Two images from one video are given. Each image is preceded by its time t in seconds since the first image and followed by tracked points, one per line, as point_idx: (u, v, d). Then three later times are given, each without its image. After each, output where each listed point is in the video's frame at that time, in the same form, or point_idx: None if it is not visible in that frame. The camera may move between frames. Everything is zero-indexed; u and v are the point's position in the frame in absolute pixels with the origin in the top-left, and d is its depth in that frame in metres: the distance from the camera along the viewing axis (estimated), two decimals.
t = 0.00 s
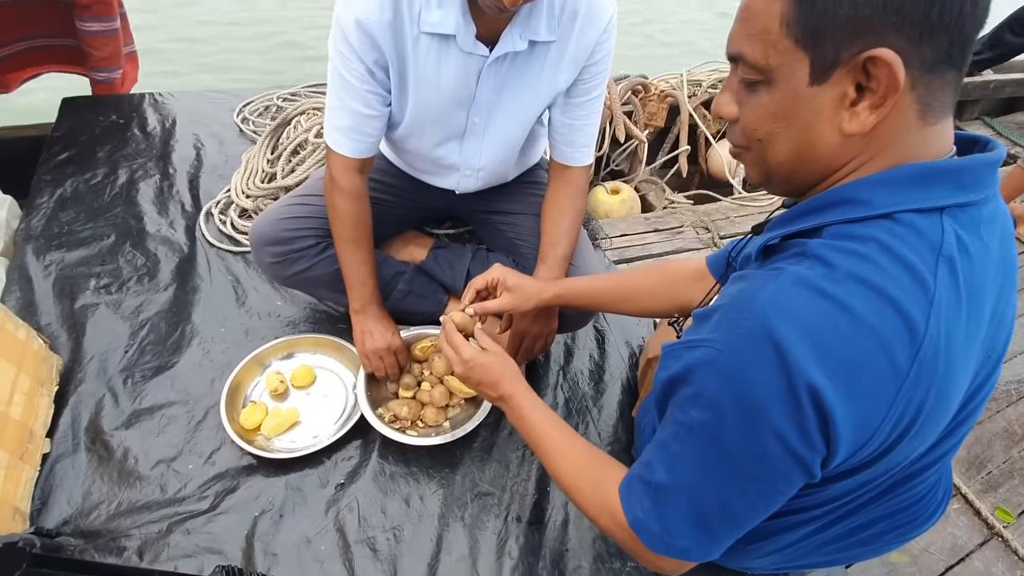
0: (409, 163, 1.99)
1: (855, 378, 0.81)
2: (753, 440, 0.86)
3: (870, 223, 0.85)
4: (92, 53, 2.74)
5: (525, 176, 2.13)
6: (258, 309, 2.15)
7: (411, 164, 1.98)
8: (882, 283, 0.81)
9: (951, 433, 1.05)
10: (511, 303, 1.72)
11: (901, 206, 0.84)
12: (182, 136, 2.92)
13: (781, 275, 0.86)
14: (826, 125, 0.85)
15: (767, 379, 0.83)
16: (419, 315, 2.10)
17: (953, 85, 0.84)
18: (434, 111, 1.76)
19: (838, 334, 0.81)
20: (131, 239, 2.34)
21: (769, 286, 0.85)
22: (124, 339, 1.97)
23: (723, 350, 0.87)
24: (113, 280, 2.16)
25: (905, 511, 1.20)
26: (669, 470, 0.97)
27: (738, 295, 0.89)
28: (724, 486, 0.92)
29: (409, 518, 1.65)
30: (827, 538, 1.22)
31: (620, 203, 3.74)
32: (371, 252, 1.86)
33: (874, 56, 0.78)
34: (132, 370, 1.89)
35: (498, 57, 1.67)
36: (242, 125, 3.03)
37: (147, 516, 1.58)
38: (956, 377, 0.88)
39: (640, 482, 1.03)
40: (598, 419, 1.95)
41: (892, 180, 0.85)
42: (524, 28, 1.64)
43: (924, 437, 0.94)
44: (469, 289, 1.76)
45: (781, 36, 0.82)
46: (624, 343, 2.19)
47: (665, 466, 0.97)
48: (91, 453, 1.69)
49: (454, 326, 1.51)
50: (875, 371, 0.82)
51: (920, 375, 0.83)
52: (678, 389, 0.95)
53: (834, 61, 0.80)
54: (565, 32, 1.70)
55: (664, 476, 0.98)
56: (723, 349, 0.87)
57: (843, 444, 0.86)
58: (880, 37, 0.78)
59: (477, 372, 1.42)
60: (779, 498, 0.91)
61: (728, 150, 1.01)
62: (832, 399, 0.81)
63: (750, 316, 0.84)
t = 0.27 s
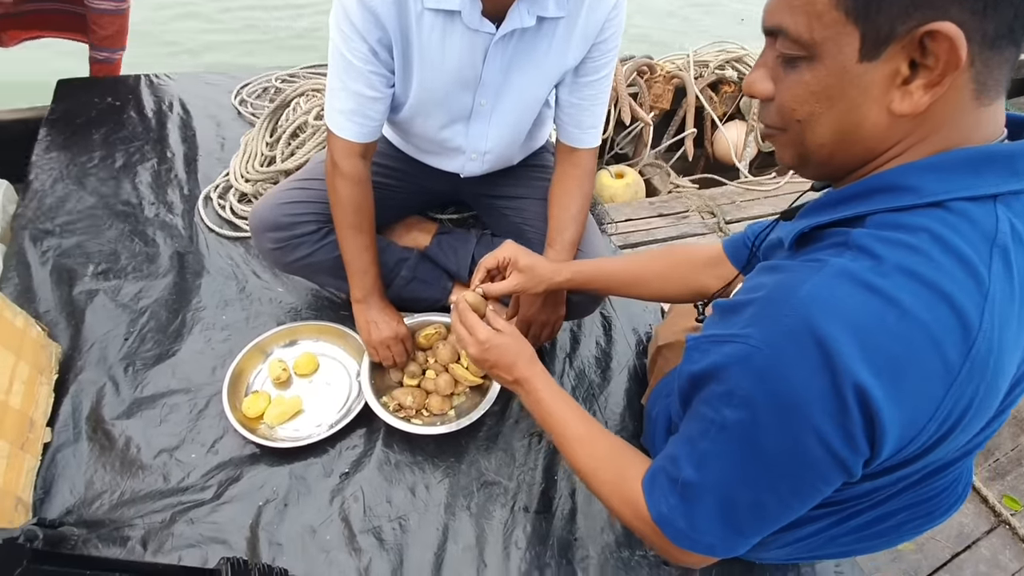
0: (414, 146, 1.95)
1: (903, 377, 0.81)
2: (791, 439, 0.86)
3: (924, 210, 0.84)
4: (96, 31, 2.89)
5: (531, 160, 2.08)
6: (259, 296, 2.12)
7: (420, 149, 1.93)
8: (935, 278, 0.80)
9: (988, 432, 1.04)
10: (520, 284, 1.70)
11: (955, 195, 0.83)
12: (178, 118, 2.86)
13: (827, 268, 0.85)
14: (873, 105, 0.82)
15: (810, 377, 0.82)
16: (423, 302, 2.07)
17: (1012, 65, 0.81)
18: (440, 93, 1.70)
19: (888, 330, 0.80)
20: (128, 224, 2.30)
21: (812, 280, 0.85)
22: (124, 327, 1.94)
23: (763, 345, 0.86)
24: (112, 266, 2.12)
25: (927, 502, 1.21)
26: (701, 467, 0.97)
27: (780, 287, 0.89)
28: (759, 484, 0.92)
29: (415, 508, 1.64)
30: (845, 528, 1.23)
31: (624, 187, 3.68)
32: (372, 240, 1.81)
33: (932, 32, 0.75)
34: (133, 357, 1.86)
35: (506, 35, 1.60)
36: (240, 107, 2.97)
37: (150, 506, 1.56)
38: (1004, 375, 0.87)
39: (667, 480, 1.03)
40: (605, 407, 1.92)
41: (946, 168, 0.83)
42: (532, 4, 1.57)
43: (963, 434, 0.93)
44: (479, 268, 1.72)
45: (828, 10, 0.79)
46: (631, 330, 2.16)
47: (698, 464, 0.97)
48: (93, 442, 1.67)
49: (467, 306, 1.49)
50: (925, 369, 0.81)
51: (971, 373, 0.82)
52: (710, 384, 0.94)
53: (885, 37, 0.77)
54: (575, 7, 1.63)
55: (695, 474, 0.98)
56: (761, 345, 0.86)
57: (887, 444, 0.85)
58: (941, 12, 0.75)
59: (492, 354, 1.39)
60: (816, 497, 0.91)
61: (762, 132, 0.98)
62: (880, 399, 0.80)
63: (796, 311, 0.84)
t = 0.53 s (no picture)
0: (416, 127, 1.88)
1: (936, 358, 0.76)
2: (816, 420, 0.82)
3: (961, 184, 0.79)
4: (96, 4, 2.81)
5: (537, 142, 2.02)
6: (259, 284, 2.07)
7: (422, 129, 1.87)
8: (972, 253, 0.75)
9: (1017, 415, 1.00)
10: (539, 264, 1.63)
11: (995, 168, 0.77)
12: (171, 100, 2.77)
13: (858, 243, 0.80)
14: (913, 77, 0.76)
15: (837, 357, 0.78)
16: (428, 290, 2.02)
17: None
18: (445, 73, 1.63)
19: (922, 310, 0.75)
20: (123, 211, 2.23)
21: (841, 258, 0.80)
22: (123, 318, 1.90)
23: (789, 324, 0.82)
24: (108, 255, 2.07)
25: (947, 486, 1.18)
26: (721, 447, 0.94)
27: (807, 264, 0.84)
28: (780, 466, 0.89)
29: (424, 499, 1.62)
30: (863, 512, 1.21)
31: (629, 167, 3.60)
32: (371, 225, 1.76)
33: None
34: (133, 349, 1.83)
35: (513, 11, 1.52)
36: (234, 88, 2.88)
37: (156, 501, 1.54)
38: None
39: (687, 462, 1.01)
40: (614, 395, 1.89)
41: (987, 141, 0.78)
42: None
43: (994, 415, 0.89)
44: (497, 247, 1.63)
45: None
46: (639, 316, 2.12)
47: (719, 443, 0.94)
48: (95, 436, 1.64)
49: (482, 284, 1.44)
50: (959, 349, 0.76)
51: (1007, 354, 0.78)
52: (732, 363, 0.91)
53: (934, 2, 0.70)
54: None
55: (715, 454, 0.95)
56: (786, 325, 0.82)
57: (916, 426, 0.81)
58: None
59: (507, 333, 1.34)
60: (839, 479, 0.88)
61: (789, 104, 0.91)
62: (911, 380, 0.76)
63: (823, 289, 0.79)
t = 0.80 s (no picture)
0: (416, 128, 1.83)
1: (986, 358, 0.72)
2: (860, 426, 0.77)
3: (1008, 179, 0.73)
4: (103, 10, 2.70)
5: (541, 140, 1.97)
6: (260, 291, 2.02)
7: (422, 129, 1.81)
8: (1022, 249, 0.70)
9: None
10: (552, 262, 1.59)
11: None
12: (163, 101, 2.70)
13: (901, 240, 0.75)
14: (963, 63, 0.70)
15: (883, 362, 0.73)
16: (432, 293, 1.97)
17: None
18: (447, 71, 1.58)
19: (970, 310, 0.71)
20: (118, 218, 2.18)
21: (883, 256, 0.74)
22: (122, 330, 1.85)
23: (828, 327, 0.77)
24: (103, 265, 2.02)
25: (976, 488, 1.14)
26: (755, 455, 0.89)
27: (844, 263, 0.79)
28: (819, 474, 0.84)
29: (435, 510, 1.59)
30: (889, 515, 1.17)
31: (630, 159, 3.55)
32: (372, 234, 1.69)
33: None
34: (133, 362, 1.79)
35: (517, 7, 1.47)
36: (227, 87, 2.81)
37: (162, 518, 1.51)
38: None
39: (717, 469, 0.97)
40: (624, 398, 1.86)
41: None
42: None
43: None
44: (510, 244, 1.57)
45: None
46: (647, 314, 2.09)
47: (753, 451, 0.89)
48: (97, 453, 1.60)
49: (499, 283, 1.39)
50: (1008, 348, 0.72)
51: None
52: (765, 367, 0.87)
53: None
54: None
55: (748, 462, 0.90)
56: (825, 327, 0.78)
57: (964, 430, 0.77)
58: None
59: (525, 334, 1.29)
60: (882, 486, 0.83)
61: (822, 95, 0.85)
62: (960, 383, 0.71)
63: (866, 289, 0.74)
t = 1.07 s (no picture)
0: (416, 127, 1.79)
1: None
2: (906, 431, 0.75)
3: None
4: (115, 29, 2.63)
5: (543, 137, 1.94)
6: (261, 298, 1.99)
7: (422, 128, 1.77)
8: None
9: None
10: (564, 264, 1.56)
11: None
12: (153, 105, 2.65)
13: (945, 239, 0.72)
14: (1003, 50, 0.67)
15: (931, 364, 0.71)
16: (437, 296, 1.95)
17: None
18: (448, 69, 1.54)
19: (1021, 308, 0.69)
20: (113, 227, 2.14)
21: (927, 256, 0.72)
22: (123, 343, 1.82)
23: (871, 329, 0.75)
24: (101, 276, 1.98)
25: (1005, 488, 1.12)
26: (794, 461, 0.87)
27: (884, 263, 0.77)
28: (862, 479, 0.82)
29: (449, 516, 1.57)
30: (916, 517, 1.15)
31: (628, 149, 3.51)
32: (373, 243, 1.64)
33: None
34: (136, 375, 1.76)
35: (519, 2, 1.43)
36: (218, 90, 2.75)
37: (173, 535, 1.49)
38: None
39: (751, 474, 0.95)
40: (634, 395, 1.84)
41: None
42: None
43: None
44: (518, 249, 1.53)
45: None
46: (654, 310, 2.06)
47: (791, 457, 0.87)
48: (103, 470, 1.58)
49: (507, 286, 1.37)
50: None
51: None
52: (802, 370, 0.84)
53: None
54: None
55: (786, 469, 0.88)
56: (867, 330, 0.75)
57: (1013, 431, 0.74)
58: None
59: (539, 338, 1.26)
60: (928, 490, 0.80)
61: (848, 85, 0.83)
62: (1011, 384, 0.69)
63: (911, 290, 0.72)
